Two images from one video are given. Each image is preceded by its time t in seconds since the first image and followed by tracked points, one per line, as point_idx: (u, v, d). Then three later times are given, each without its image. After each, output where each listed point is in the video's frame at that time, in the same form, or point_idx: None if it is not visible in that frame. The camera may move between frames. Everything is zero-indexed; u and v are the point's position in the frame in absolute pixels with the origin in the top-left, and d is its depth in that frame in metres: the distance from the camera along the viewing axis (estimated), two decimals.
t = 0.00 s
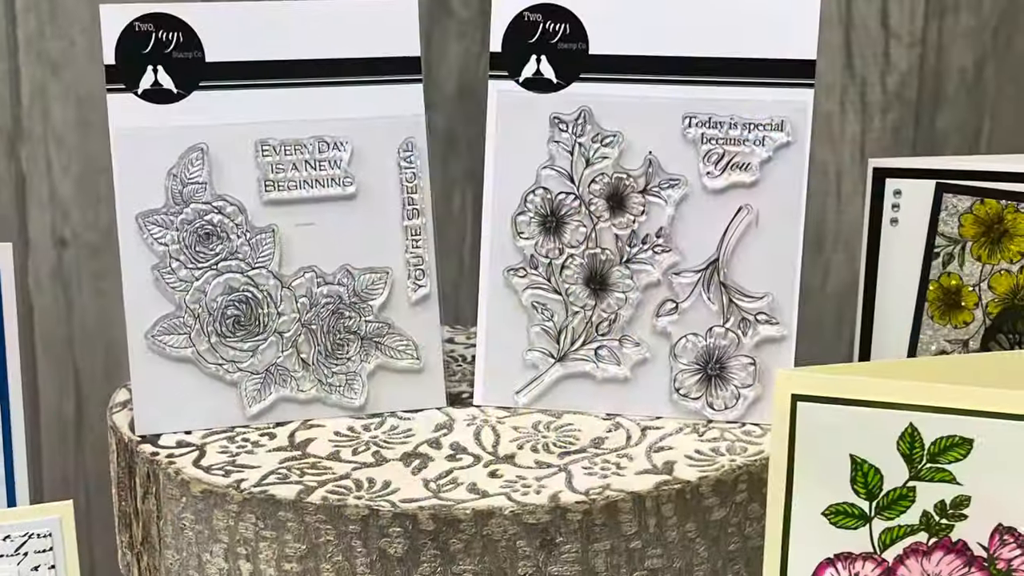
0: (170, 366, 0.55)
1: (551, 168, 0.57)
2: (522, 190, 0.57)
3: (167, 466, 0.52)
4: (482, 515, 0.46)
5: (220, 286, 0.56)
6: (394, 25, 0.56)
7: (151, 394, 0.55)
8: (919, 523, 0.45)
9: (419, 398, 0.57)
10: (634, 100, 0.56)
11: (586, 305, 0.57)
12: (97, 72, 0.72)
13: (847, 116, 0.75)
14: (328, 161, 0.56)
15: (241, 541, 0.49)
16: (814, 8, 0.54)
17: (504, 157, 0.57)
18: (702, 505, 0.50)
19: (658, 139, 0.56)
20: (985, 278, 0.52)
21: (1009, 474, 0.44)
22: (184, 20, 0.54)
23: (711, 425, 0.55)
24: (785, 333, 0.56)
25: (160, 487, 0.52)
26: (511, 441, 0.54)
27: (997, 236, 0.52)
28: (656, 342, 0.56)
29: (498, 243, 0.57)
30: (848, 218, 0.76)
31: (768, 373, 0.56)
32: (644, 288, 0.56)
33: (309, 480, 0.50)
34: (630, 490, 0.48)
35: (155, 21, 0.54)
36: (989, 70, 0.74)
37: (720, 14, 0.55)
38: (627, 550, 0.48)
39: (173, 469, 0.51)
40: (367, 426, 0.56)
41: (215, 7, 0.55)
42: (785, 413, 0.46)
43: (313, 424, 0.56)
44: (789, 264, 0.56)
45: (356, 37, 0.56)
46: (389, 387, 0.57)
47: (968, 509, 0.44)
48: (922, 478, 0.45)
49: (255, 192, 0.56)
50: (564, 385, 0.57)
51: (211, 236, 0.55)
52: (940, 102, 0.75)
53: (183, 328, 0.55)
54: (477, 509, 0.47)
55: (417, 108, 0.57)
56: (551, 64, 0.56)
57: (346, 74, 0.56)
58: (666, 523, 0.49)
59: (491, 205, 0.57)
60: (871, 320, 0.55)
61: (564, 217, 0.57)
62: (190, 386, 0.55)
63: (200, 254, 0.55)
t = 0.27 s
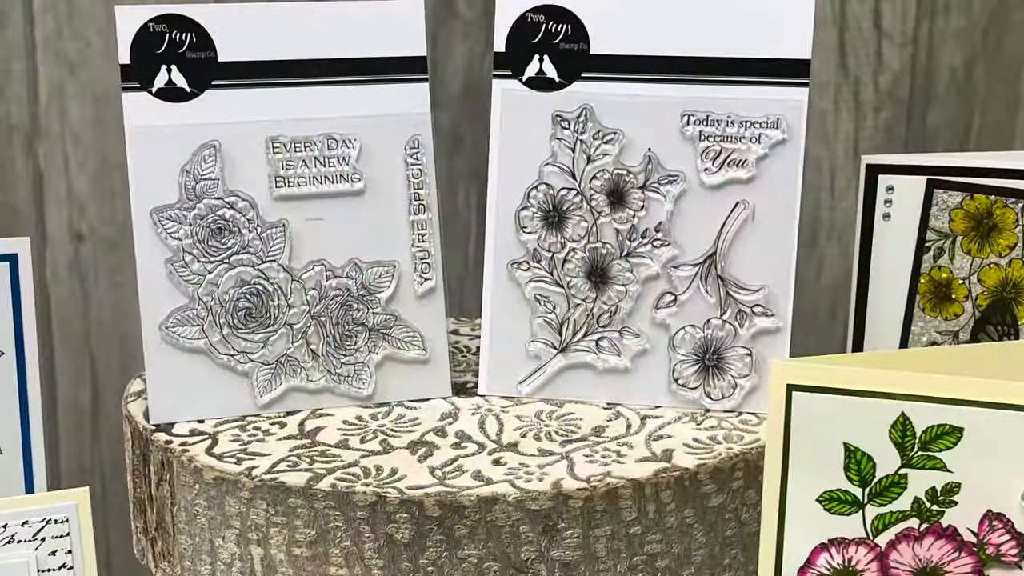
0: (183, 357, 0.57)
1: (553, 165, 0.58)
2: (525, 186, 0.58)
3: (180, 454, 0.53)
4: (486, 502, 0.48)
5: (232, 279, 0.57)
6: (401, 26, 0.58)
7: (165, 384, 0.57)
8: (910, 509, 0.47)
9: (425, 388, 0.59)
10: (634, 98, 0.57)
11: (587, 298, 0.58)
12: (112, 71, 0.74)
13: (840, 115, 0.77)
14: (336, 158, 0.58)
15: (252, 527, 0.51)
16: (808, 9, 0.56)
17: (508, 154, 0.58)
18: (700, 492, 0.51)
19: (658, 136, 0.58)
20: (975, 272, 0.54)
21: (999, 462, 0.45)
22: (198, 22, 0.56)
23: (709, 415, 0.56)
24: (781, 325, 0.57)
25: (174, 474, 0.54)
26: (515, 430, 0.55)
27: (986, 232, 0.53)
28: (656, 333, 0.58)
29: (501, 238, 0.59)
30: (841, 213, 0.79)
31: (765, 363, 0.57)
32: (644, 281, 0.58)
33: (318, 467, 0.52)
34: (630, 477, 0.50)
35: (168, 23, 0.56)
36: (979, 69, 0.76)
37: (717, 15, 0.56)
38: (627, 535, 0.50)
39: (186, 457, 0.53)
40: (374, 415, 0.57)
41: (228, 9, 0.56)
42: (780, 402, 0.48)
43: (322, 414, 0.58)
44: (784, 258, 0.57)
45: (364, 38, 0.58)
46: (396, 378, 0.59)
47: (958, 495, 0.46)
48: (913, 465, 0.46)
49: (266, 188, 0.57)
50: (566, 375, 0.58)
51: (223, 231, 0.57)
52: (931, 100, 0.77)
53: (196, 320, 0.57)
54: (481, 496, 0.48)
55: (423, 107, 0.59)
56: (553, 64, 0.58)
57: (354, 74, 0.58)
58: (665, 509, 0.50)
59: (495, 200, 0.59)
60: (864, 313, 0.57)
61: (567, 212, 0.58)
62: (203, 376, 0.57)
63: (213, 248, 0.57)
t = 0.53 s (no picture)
0: (196, 348, 0.59)
1: (555, 161, 0.60)
2: (528, 182, 0.60)
3: (194, 442, 0.55)
4: (490, 488, 0.50)
5: (243, 272, 0.59)
6: (407, 27, 0.60)
7: (179, 374, 0.58)
8: (902, 495, 0.48)
9: (431, 377, 0.61)
10: (634, 97, 0.59)
11: (588, 290, 0.60)
12: (128, 70, 0.76)
13: (834, 113, 0.79)
14: (345, 154, 0.59)
15: (264, 513, 0.53)
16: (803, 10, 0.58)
17: (511, 150, 0.60)
18: (698, 479, 0.53)
19: (657, 133, 0.59)
20: (964, 265, 0.55)
21: (987, 449, 0.47)
22: (211, 23, 0.58)
23: (706, 404, 0.58)
24: (776, 317, 0.59)
25: (188, 462, 0.56)
26: (518, 419, 0.57)
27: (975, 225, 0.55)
28: (655, 325, 0.60)
29: (505, 232, 0.61)
30: (835, 209, 0.81)
31: (761, 354, 0.59)
32: (644, 274, 0.60)
33: (327, 454, 0.53)
34: (630, 465, 0.52)
35: (182, 23, 0.57)
36: (969, 69, 0.79)
37: (715, 17, 0.58)
38: (626, 520, 0.52)
39: (200, 445, 0.54)
40: (382, 404, 0.59)
41: (241, 10, 0.58)
42: (776, 391, 0.49)
43: (331, 403, 0.59)
44: (780, 252, 0.59)
45: (372, 38, 0.59)
46: (402, 368, 0.61)
47: (947, 482, 0.47)
48: (904, 452, 0.48)
49: (277, 184, 0.59)
50: (569, 366, 0.60)
51: (236, 226, 0.59)
52: (922, 99, 0.79)
53: (209, 311, 0.59)
54: (486, 482, 0.50)
55: (428, 105, 0.61)
56: (555, 63, 0.59)
57: (363, 73, 0.60)
58: (663, 495, 0.52)
59: (499, 196, 0.60)
60: (857, 304, 0.59)
61: (569, 206, 0.60)
62: (216, 366, 0.59)
63: (226, 242, 0.59)
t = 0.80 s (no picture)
0: (210, 338, 0.61)
1: (558, 158, 0.62)
2: (532, 178, 0.62)
3: (207, 429, 0.57)
4: (495, 474, 0.52)
5: (255, 265, 0.61)
6: (413, 28, 0.62)
7: (193, 364, 0.60)
8: (893, 481, 0.50)
9: (437, 367, 0.63)
10: (634, 95, 0.61)
11: (589, 283, 0.62)
12: (143, 69, 0.78)
13: (827, 111, 0.81)
14: (353, 151, 0.61)
15: (275, 498, 0.55)
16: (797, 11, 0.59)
17: (515, 147, 0.62)
18: (695, 465, 0.55)
19: (656, 130, 0.61)
20: (953, 258, 0.57)
21: (974, 436, 0.49)
22: (224, 24, 0.60)
23: (704, 392, 0.60)
24: (771, 309, 0.61)
25: (201, 449, 0.57)
26: (521, 407, 0.59)
27: (965, 220, 0.56)
28: (655, 317, 0.61)
29: (509, 226, 0.62)
30: (829, 203, 0.83)
31: (757, 345, 0.61)
32: (643, 267, 0.61)
33: (337, 441, 0.55)
34: (629, 452, 0.53)
35: (196, 24, 0.59)
36: (958, 69, 0.81)
37: (713, 19, 0.60)
38: (627, 505, 0.53)
39: (213, 433, 0.56)
40: (390, 393, 0.61)
41: (253, 12, 0.60)
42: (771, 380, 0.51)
43: (340, 391, 0.61)
44: (776, 245, 0.60)
45: (380, 39, 0.61)
46: (409, 358, 0.63)
47: (937, 468, 0.49)
48: (894, 440, 0.50)
49: (288, 180, 0.61)
50: (571, 356, 0.62)
51: (248, 220, 0.61)
52: (912, 97, 0.81)
53: (222, 303, 0.61)
54: (490, 469, 0.52)
55: (433, 104, 0.63)
56: (557, 62, 0.61)
57: (370, 73, 0.62)
58: (662, 481, 0.54)
59: (503, 191, 0.62)
60: (850, 296, 0.60)
61: (571, 201, 0.62)
62: (228, 356, 0.61)
63: (238, 236, 0.61)
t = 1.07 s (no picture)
0: (224, 329, 0.63)
1: (560, 154, 0.64)
2: (535, 173, 0.64)
3: (221, 417, 0.59)
4: (499, 461, 0.53)
5: (267, 258, 0.63)
6: (421, 29, 0.64)
7: (205, 353, 0.62)
8: (885, 467, 0.52)
9: (443, 357, 0.65)
10: (634, 94, 0.63)
11: (590, 275, 0.64)
12: (159, 68, 0.81)
13: (821, 110, 0.83)
14: (362, 148, 0.63)
15: (286, 484, 0.57)
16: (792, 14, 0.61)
17: (518, 144, 0.64)
18: (693, 452, 0.57)
19: (655, 128, 0.63)
20: (943, 251, 0.59)
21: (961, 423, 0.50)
22: (237, 25, 0.62)
23: (701, 381, 0.62)
24: (767, 300, 0.63)
25: (215, 436, 0.59)
26: (525, 396, 0.60)
27: (954, 215, 0.58)
28: (654, 309, 0.63)
29: (512, 220, 0.64)
30: (823, 199, 0.85)
31: (753, 335, 0.63)
32: (643, 260, 0.63)
33: (346, 429, 0.57)
34: (629, 439, 0.55)
35: (210, 25, 0.61)
36: (948, 69, 0.83)
37: (711, 20, 0.62)
38: (627, 490, 0.55)
39: (226, 420, 0.58)
40: (397, 382, 0.63)
41: (265, 13, 0.62)
42: (767, 369, 0.53)
43: (350, 380, 0.63)
44: (771, 239, 0.62)
45: (388, 39, 0.64)
46: (417, 348, 0.65)
47: (927, 455, 0.51)
48: (885, 427, 0.52)
49: (299, 175, 0.63)
50: (573, 347, 0.64)
51: (260, 215, 0.62)
52: (904, 96, 0.83)
53: (235, 295, 0.62)
54: (495, 456, 0.53)
55: (440, 102, 0.65)
56: (560, 61, 0.63)
57: (379, 72, 0.64)
58: (661, 467, 0.56)
59: (507, 186, 0.64)
60: (844, 288, 0.62)
61: (573, 196, 0.64)
62: (241, 346, 0.63)
63: (250, 230, 0.63)
